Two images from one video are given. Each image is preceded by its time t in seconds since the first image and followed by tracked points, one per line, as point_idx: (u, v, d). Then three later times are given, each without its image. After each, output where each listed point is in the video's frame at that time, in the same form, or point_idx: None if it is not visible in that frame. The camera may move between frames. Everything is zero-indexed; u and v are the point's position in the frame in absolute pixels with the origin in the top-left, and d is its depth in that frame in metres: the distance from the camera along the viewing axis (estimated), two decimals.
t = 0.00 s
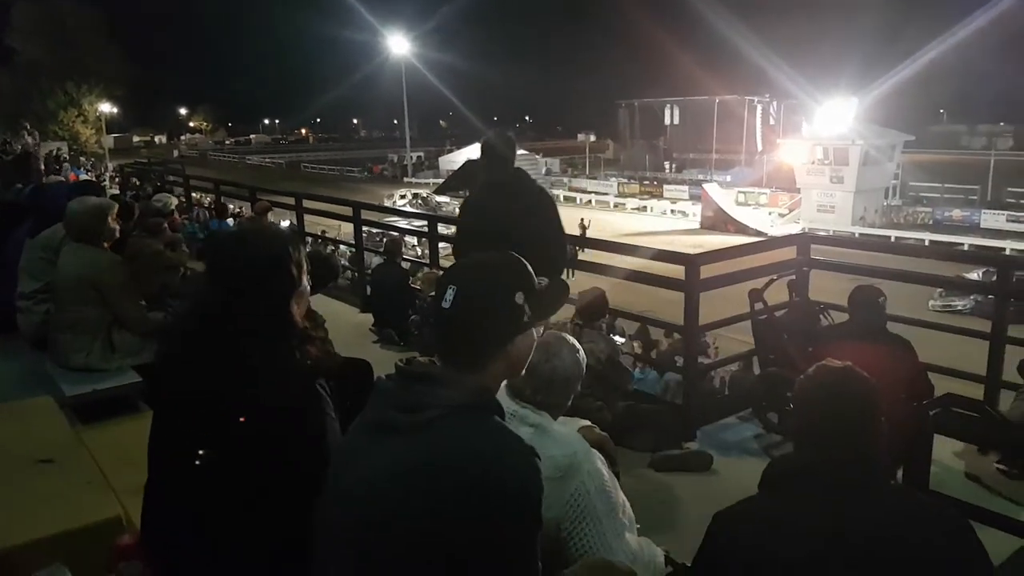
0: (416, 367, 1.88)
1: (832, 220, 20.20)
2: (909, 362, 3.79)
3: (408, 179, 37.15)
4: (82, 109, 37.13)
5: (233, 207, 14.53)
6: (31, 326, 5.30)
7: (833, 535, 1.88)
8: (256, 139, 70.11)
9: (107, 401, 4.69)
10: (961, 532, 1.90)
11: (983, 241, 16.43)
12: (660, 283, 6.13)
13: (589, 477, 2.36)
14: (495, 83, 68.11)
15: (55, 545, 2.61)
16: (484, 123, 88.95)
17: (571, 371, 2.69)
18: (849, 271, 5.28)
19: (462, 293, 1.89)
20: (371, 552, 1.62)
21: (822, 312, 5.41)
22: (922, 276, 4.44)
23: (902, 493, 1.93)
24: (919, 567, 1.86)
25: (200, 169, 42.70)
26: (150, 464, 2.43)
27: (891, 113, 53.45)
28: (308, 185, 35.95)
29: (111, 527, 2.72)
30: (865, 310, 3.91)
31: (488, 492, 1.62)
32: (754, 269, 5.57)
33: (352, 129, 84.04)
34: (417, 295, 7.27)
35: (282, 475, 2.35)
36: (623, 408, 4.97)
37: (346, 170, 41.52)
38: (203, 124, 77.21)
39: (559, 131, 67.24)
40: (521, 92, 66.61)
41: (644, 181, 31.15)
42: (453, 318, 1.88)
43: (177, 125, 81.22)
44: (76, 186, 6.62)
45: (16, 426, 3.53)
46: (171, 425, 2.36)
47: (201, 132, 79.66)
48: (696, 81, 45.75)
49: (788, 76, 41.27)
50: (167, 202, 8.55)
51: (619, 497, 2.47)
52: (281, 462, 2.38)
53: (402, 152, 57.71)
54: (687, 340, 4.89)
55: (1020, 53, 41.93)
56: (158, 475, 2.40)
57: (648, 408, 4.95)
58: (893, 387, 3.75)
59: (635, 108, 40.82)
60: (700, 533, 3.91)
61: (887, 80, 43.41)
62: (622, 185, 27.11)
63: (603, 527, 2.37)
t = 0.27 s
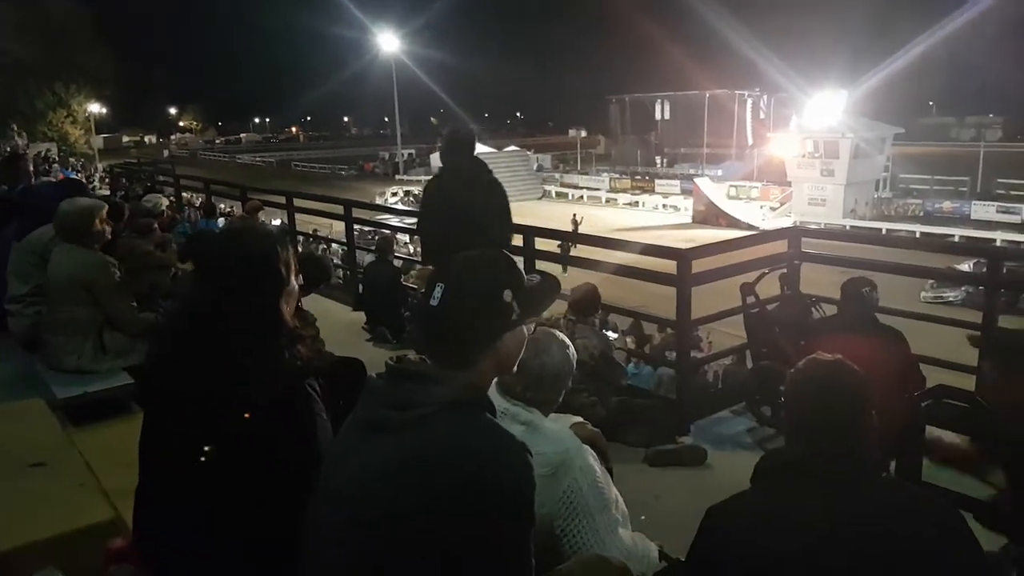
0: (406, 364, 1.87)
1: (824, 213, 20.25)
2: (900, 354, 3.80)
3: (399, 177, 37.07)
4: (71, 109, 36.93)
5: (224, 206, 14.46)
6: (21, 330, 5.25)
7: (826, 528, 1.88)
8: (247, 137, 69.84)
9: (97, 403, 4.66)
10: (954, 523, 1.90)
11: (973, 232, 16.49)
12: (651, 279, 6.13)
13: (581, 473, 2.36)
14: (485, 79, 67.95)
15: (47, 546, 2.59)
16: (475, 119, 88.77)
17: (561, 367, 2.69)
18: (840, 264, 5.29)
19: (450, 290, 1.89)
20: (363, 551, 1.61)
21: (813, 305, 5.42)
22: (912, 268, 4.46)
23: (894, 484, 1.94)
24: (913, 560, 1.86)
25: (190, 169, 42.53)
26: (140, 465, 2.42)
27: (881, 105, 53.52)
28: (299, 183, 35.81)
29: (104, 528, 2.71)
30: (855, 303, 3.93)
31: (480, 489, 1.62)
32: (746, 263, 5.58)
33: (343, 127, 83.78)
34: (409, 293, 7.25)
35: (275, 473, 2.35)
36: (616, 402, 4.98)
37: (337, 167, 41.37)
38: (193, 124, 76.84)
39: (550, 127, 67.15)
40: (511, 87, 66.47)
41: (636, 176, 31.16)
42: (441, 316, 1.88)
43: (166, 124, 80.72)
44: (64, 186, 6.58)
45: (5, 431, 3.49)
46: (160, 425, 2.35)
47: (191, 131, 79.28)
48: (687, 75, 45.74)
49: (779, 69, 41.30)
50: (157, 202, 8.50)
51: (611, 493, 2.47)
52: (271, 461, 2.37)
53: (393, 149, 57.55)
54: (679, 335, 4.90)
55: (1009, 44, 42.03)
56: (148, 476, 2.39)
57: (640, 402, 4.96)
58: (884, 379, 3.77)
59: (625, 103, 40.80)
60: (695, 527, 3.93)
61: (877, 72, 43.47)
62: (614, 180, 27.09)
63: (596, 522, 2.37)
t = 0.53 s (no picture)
0: (400, 362, 1.87)
1: (821, 209, 20.26)
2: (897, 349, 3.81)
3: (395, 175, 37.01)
4: (67, 109, 36.85)
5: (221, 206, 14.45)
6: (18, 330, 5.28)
7: (822, 525, 1.88)
8: (243, 136, 69.73)
9: (94, 403, 4.66)
10: (953, 520, 1.90)
11: (971, 227, 16.50)
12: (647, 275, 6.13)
13: (577, 471, 2.36)
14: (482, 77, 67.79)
15: (44, 545, 2.59)
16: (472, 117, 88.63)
17: (556, 365, 2.69)
18: (836, 260, 5.29)
19: (443, 288, 1.89)
20: (359, 548, 1.61)
21: (810, 301, 5.42)
22: (909, 263, 4.46)
23: (890, 480, 1.94)
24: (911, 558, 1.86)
25: (186, 168, 42.45)
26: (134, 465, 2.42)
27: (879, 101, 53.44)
28: (297, 182, 35.85)
29: (101, 527, 2.70)
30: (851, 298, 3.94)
31: (475, 487, 1.62)
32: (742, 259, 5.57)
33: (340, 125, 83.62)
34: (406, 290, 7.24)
35: (271, 472, 2.35)
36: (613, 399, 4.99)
37: (334, 166, 41.37)
38: (189, 123, 76.66)
39: (548, 124, 67.02)
40: (508, 85, 66.32)
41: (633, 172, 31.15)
42: (435, 314, 1.88)
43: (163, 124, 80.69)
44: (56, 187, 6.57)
45: (2, 431, 3.50)
46: (154, 424, 2.35)
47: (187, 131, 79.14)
48: (684, 72, 45.66)
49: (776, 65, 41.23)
50: (154, 202, 8.48)
51: (607, 490, 2.47)
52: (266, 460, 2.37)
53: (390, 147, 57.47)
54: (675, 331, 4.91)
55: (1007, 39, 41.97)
56: (142, 475, 2.38)
57: (637, 399, 4.97)
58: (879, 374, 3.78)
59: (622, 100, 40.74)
60: (690, 523, 3.94)
61: (874, 67, 43.41)
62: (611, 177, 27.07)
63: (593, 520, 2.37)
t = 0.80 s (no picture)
0: (396, 351, 1.86)
1: (816, 196, 20.26)
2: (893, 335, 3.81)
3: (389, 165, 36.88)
4: (58, 100, 36.59)
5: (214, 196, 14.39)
6: (9, 325, 5.25)
7: (821, 512, 1.88)
8: (237, 127, 69.35)
9: (89, 395, 4.64)
10: (953, 507, 1.89)
11: (966, 213, 16.51)
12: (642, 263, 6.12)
13: (574, 460, 2.36)
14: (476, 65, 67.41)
15: (40, 538, 2.58)
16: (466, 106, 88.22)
17: (553, 354, 2.69)
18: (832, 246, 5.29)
19: (439, 277, 1.88)
20: (358, 543, 1.60)
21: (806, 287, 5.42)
22: (905, 250, 4.46)
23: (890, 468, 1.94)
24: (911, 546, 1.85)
25: (179, 160, 42.24)
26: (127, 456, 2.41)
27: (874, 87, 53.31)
28: (291, 173, 35.67)
29: (98, 519, 2.68)
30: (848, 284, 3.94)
31: (473, 479, 1.61)
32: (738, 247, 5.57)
33: (333, 115, 83.21)
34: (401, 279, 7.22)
35: (266, 466, 2.34)
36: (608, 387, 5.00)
37: (328, 156, 41.16)
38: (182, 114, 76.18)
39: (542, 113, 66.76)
40: (501, 73, 65.98)
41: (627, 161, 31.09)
42: (430, 302, 1.86)
43: (155, 115, 80.12)
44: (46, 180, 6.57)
45: None
46: (147, 417, 2.33)
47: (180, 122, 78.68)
48: (679, 59, 45.46)
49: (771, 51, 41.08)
50: (146, 193, 8.44)
51: (604, 478, 2.47)
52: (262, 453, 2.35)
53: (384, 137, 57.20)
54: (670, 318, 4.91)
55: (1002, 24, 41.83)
56: (137, 467, 2.37)
57: (633, 387, 4.98)
58: (874, 359, 3.79)
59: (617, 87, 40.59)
60: (686, 509, 3.96)
61: (869, 53, 43.26)
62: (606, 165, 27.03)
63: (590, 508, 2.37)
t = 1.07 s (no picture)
0: (397, 341, 1.84)
1: (820, 178, 20.17)
2: (897, 317, 3.79)
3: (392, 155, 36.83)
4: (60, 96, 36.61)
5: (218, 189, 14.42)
6: (15, 322, 5.23)
7: (826, 496, 1.87)
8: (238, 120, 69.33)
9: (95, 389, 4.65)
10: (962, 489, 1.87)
11: (971, 193, 16.41)
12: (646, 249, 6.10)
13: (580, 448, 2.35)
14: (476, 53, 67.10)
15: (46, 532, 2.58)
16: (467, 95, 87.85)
17: (561, 344, 2.67)
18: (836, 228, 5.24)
19: (439, 266, 1.86)
20: (359, 538, 1.60)
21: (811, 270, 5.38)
22: (909, 230, 4.43)
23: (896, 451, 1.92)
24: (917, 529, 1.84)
25: (181, 153, 42.28)
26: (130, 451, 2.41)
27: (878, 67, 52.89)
28: (293, 164, 35.68)
29: (104, 513, 2.68)
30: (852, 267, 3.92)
31: (474, 470, 1.60)
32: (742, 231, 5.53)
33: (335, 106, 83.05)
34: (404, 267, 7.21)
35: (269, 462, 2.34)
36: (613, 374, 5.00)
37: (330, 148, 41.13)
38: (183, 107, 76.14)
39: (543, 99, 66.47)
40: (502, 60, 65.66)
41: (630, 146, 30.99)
42: (430, 291, 1.85)
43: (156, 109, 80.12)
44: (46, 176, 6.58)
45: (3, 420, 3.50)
46: (149, 412, 2.33)
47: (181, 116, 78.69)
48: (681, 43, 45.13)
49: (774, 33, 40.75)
50: (149, 187, 8.43)
51: (610, 466, 2.46)
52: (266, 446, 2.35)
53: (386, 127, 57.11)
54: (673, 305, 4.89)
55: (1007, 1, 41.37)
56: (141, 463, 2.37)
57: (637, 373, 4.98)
58: (879, 342, 3.77)
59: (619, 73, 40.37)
60: (694, 494, 3.95)
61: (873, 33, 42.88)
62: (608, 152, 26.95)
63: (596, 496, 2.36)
